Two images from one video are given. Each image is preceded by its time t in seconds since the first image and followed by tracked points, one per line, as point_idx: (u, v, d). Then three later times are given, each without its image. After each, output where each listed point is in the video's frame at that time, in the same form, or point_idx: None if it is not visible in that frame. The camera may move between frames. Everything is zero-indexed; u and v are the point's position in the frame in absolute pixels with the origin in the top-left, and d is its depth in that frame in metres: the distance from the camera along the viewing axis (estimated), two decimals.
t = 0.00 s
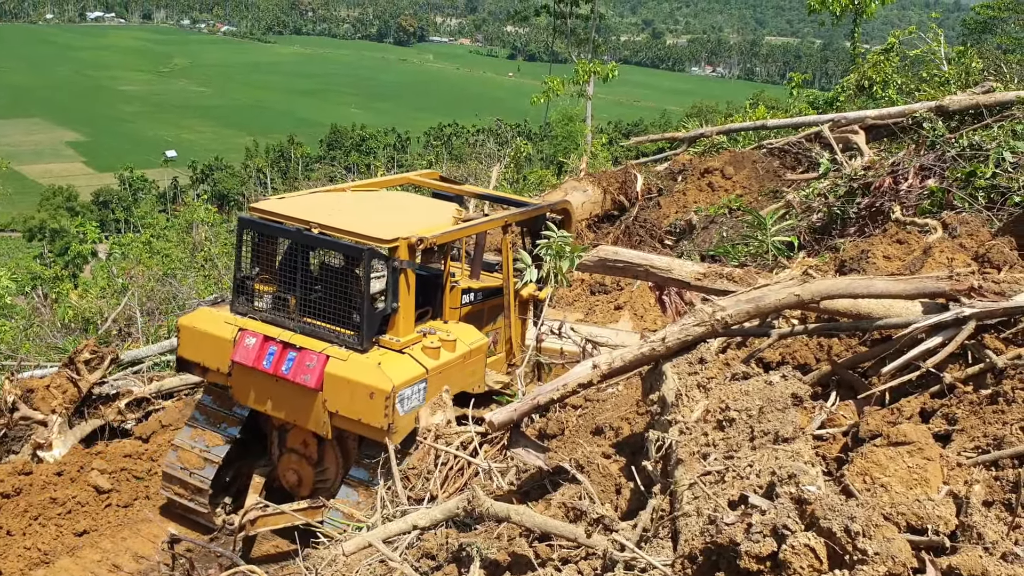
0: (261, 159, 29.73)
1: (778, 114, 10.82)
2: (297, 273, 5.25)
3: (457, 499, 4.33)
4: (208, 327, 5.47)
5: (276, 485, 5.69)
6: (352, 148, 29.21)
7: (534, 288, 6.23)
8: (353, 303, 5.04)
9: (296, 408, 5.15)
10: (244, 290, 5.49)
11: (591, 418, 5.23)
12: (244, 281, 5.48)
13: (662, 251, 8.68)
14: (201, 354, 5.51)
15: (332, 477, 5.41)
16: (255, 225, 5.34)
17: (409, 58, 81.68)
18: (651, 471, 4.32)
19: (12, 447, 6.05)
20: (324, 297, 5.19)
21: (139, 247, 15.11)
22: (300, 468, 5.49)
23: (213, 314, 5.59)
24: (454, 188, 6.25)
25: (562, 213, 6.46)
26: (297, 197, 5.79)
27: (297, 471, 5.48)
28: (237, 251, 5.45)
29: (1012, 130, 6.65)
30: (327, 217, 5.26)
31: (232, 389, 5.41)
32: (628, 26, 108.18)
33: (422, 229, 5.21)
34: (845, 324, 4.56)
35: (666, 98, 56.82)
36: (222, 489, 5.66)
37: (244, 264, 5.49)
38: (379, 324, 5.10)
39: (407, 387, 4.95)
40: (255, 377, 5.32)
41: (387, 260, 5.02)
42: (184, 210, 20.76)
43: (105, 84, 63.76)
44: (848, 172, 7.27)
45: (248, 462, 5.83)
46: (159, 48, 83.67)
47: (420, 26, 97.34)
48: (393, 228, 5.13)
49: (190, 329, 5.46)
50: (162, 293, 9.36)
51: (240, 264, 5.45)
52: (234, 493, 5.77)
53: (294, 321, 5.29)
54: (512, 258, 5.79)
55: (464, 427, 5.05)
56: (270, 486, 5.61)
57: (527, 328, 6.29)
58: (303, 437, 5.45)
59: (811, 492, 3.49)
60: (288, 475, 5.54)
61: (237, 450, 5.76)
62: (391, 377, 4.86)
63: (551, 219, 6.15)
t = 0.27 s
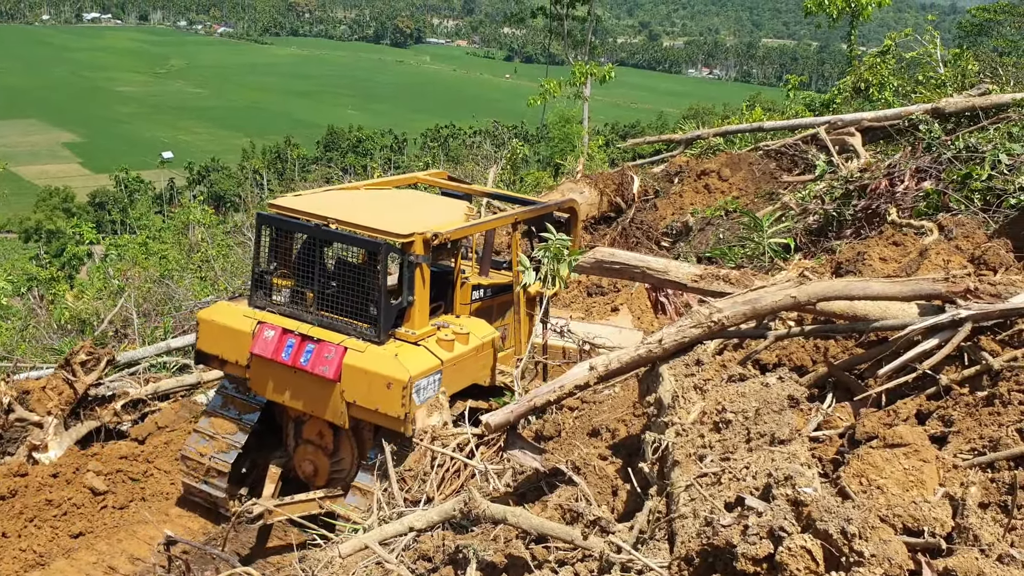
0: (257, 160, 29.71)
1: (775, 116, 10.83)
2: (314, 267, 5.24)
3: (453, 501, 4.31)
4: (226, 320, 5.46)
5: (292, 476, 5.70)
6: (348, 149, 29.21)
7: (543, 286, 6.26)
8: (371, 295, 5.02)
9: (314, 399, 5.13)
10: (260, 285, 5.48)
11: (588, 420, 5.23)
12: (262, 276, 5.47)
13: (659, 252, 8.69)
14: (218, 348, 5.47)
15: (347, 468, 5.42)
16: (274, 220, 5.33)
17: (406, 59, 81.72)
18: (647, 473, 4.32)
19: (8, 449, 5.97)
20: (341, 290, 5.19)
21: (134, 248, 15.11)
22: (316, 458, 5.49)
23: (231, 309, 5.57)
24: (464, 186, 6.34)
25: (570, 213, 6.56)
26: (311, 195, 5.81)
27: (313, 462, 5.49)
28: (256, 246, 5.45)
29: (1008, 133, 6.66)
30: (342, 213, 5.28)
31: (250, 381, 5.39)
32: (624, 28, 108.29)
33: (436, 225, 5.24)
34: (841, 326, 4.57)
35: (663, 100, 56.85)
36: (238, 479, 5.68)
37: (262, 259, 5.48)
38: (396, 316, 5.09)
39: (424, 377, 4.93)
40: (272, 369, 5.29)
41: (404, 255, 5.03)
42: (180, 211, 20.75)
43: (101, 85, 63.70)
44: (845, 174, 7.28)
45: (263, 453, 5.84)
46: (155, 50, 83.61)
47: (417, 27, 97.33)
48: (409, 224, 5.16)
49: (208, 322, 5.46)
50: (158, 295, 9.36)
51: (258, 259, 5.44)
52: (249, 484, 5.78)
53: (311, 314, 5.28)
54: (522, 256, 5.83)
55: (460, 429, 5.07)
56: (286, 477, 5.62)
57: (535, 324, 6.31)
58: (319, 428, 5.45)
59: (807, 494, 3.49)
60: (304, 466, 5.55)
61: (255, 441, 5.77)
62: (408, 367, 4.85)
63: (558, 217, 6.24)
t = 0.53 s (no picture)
0: (248, 163, 29.67)
1: (767, 119, 10.85)
2: (326, 263, 5.38)
3: (445, 504, 4.30)
4: (238, 315, 5.56)
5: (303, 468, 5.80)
6: (340, 151, 29.18)
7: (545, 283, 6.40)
8: (382, 291, 5.17)
9: (326, 392, 5.26)
10: (272, 281, 5.61)
11: (580, 422, 5.23)
12: (275, 272, 5.60)
13: (651, 255, 8.69)
14: (231, 342, 5.57)
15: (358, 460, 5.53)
16: (286, 218, 5.46)
17: (399, 62, 81.75)
18: (640, 475, 4.32)
19: None
20: (352, 287, 5.33)
21: (125, 251, 15.08)
22: (326, 450, 5.60)
23: (243, 304, 5.68)
24: (468, 187, 6.53)
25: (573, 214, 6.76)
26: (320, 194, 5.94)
27: (323, 454, 5.60)
28: (268, 243, 5.58)
29: (998, 136, 6.69)
30: (353, 211, 5.42)
31: (262, 375, 5.49)
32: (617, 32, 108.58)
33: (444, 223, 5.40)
34: (832, 329, 4.60)
35: (655, 103, 56.91)
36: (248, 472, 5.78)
37: (274, 256, 5.61)
38: (406, 311, 5.23)
39: (433, 371, 5.09)
40: (284, 363, 5.40)
41: (413, 251, 5.17)
42: (170, 214, 20.70)
43: (93, 87, 63.52)
44: (836, 177, 7.30)
45: (274, 447, 5.95)
46: (147, 51, 83.42)
47: (409, 30, 97.26)
48: (418, 222, 5.31)
49: (220, 317, 5.54)
50: (149, 297, 9.34)
51: (270, 256, 5.57)
52: (260, 476, 5.90)
53: (323, 310, 5.42)
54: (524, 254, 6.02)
55: (451, 432, 5.07)
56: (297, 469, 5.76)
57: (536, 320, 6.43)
58: (330, 421, 5.54)
59: (799, 496, 3.49)
60: (314, 459, 5.67)
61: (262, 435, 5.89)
62: (418, 361, 5.01)
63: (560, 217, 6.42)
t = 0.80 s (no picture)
0: (228, 164, 29.51)
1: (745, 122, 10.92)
2: (325, 260, 5.51)
3: (424, 507, 4.28)
4: (235, 311, 5.66)
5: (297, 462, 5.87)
6: (320, 153, 29.09)
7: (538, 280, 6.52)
8: (380, 287, 5.30)
9: (324, 386, 5.36)
10: (271, 278, 5.74)
11: (560, 424, 5.23)
12: (273, 268, 5.73)
13: (630, 257, 8.72)
14: (230, 337, 5.68)
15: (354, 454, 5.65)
16: (285, 215, 5.58)
17: (381, 64, 81.61)
18: (619, 477, 4.32)
19: None
20: (351, 283, 5.47)
21: (101, 252, 14.95)
22: (323, 444, 5.71)
23: (241, 299, 5.79)
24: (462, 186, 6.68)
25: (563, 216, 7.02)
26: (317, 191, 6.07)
27: (319, 448, 5.70)
28: (266, 239, 5.69)
29: (973, 140, 6.77)
30: (351, 209, 5.54)
31: (260, 370, 5.59)
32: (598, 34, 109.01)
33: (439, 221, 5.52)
34: (809, 331, 4.63)
35: (637, 106, 57.11)
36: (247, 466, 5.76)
37: (272, 253, 5.73)
38: (403, 307, 5.36)
39: (430, 366, 5.18)
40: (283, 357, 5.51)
41: (411, 249, 5.29)
42: (148, 215, 20.53)
43: (70, 87, 62.89)
44: (814, 180, 7.35)
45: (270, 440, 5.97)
46: (127, 51, 82.78)
47: (392, 31, 97.08)
48: (415, 220, 5.43)
49: (218, 312, 5.64)
50: (125, 299, 9.28)
51: (269, 252, 5.68)
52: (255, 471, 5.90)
53: (323, 305, 5.56)
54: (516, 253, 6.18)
55: (432, 434, 5.07)
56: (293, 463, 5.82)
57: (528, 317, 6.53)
58: (327, 414, 5.67)
59: (777, 497, 3.51)
60: (311, 452, 5.76)
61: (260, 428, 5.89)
62: (415, 356, 5.10)
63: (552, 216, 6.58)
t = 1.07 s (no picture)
0: (222, 165, 29.46)
1: (740, 125, 10.93)
2: (336, 257, 5.59)
3: (419, 509, 4.29)
4: (249, 308, 5.74)
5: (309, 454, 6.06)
6: (315, 154, 29.07)
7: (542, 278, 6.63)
8: (392, 284, 5.37)
9: (337, 380, 5.46)
10: (283, 274, 5.81)
11: (555, 426, 5.23)
12: (285, 265, 5.79)
13: (625, 259, 8.72)
14: (243, 333, 5.76)
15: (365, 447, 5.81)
16: (296, 213, 5.64)
17: (376, 65, 81.57)
18: (613, 479, 4.32)
19: None
20: (361, 279, 5.54)
21: (95, 254, 14.90)
22: (334, 437, 5.89)
23: (254, 296, 5.86)
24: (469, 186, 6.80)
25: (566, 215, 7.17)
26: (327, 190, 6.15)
27: (331, 441, 5.88)
28: (278, 237, 5.75)
29: (967, 142, 6.78)
30: (361, 207, 5.62)
31: (273, 364, 5.68)
32: (591, 36, 109.14)
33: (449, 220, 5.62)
34: (804, 333, 4.62)
35: (632, 108, 57.15)
36: (258, 458, 5.94)
37: (283, 250, 5.80)
38: (413, 303, 5.44)
39: (441, 360, 5.29)
40: (296, 352, 5.60)
41: (421, 246, 5.36)
42: (142, 216, 20.48)
43: (65, 88, 62.73)
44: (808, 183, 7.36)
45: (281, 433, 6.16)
46: (122, 53, 82.65)
47: (387, 33, 97.04)
48: (425, 218, 5.52)
49: (232, 310, 5.73)
50: (119, 301, 9.27)
51: (280, 250, 5.76)
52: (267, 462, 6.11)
53: (334, 301, 5.63)
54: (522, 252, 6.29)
55: (427, 436, 5.08)
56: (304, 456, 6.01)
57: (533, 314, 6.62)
58: (338, 408, 5.84)
59: (771, 500, 3.51)
60: (322, 445, 5.95)
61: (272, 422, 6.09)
62: (427, 350, 5.20)
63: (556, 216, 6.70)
